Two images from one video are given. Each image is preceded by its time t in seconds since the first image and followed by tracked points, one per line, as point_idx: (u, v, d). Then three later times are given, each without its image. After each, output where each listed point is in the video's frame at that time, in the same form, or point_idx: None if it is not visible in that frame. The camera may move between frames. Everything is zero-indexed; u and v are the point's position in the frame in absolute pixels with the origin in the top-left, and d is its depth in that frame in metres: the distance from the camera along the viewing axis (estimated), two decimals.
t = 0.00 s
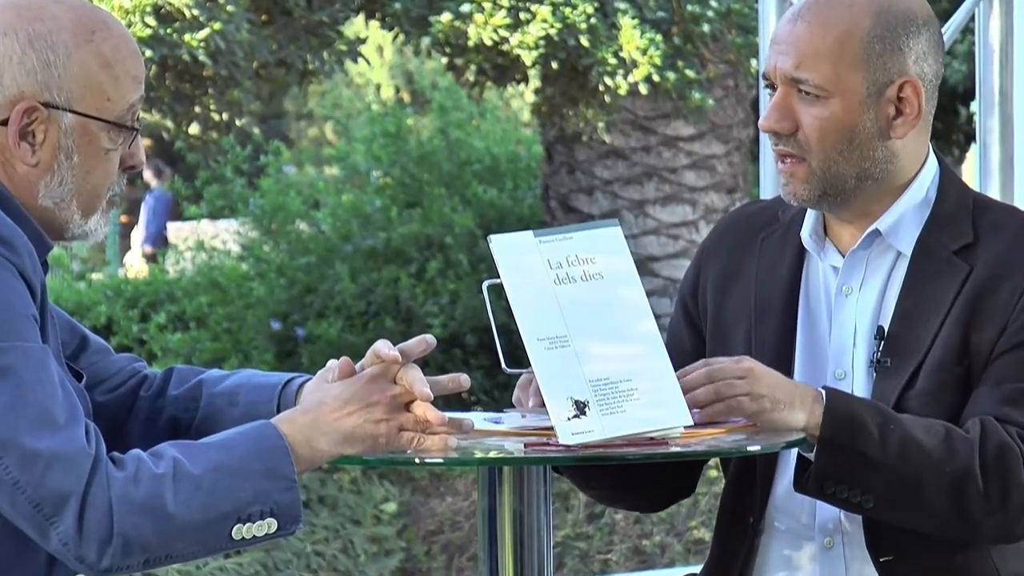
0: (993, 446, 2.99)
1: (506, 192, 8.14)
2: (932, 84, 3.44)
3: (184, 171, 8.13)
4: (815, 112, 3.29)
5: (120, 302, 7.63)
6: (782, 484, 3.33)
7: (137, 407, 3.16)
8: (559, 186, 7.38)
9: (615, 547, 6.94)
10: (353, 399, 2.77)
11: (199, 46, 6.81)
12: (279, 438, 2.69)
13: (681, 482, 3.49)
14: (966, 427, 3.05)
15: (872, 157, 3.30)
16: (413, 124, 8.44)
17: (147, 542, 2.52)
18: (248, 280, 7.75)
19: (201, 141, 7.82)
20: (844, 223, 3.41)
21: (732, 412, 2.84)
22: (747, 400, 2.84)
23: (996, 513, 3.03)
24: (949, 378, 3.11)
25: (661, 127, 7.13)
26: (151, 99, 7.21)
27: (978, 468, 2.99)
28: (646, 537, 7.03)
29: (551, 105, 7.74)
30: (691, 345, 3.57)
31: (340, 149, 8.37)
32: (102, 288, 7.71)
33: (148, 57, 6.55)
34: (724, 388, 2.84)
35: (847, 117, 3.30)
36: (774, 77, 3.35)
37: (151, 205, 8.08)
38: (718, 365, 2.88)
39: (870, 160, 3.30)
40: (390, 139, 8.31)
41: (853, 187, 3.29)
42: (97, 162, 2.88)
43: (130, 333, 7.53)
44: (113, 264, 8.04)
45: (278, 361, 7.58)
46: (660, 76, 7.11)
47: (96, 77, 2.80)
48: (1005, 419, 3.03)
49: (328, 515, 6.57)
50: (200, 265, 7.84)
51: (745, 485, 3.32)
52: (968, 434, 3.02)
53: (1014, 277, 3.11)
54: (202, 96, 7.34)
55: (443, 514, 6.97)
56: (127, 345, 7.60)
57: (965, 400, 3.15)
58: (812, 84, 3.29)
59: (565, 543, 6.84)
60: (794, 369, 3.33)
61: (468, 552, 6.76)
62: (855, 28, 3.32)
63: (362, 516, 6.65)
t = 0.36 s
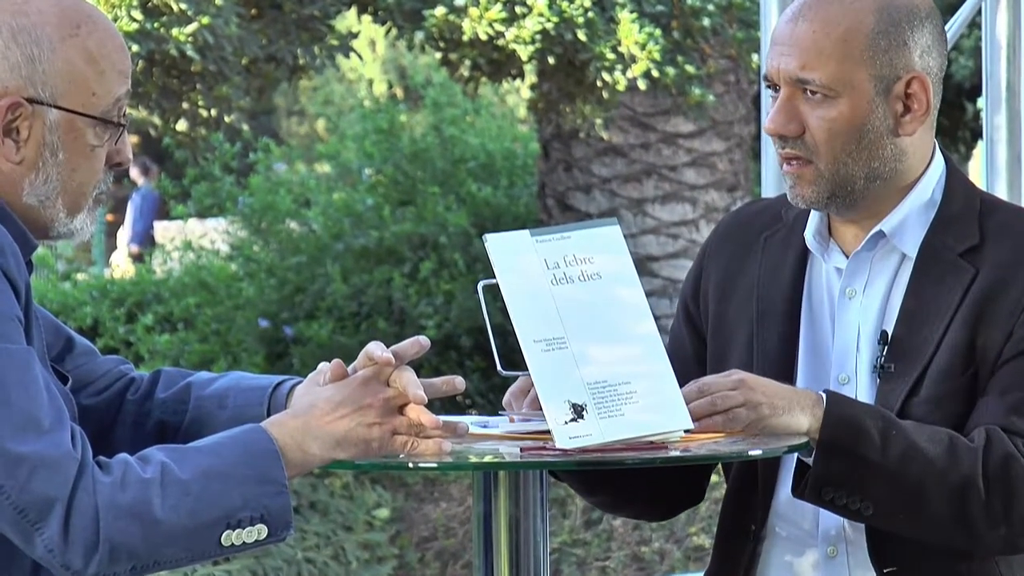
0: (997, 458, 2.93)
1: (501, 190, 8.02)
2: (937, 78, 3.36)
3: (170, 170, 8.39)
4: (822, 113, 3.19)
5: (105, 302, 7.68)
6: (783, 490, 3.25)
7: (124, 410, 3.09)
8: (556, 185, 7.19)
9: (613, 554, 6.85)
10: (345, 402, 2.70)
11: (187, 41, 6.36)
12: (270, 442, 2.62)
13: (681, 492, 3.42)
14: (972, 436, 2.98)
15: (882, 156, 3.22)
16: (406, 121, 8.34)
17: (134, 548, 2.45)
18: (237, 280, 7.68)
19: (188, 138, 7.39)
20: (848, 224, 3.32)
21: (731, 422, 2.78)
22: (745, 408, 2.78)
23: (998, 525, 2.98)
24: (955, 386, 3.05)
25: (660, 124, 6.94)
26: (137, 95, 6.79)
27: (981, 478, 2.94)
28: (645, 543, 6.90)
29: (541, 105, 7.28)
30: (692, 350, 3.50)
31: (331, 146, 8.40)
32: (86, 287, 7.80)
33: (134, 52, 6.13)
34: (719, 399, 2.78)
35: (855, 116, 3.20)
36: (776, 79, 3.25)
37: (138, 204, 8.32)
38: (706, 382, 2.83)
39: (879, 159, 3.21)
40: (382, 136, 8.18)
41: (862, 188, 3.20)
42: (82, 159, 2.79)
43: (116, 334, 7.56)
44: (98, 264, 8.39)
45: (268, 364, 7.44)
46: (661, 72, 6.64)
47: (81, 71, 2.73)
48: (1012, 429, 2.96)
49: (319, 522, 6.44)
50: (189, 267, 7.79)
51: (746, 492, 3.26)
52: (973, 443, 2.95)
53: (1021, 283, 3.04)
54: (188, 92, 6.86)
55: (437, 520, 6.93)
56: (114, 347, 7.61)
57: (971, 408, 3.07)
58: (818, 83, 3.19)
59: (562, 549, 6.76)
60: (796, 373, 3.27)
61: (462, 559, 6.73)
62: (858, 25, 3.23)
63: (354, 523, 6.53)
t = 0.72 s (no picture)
0: (1000, 461, 2.86)
1: (494, 187, 7.69)
2: (936, 72, 3.29)
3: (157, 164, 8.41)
4: (820, 111, 3.12)
5: (89, 303, 7.72)
6: (783, 496, 3.18)
7: (109, 413, 3.01)
8: (550, 183, 6.92)
9: (609, 561, 6.45)
10: (334, 405, 2.64)
11: (173, 36, 6.05)
12: (258, 445, 2.57)
13: (679, 503, 3.35)
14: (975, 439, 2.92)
15: (882, 153, 3.14)
16: (397, 118, 8.10)
17: (119, 554, 2.40)
18: (223, 280, 7.59)
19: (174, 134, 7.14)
20: (849, 223, 3.24)
21: (731, 426, 2.71)
22: (744, 411, 2.71)
23: (1002, 530, 2.91)
24: (958, 389, 2.98)
25: (657, 120, 6.65)
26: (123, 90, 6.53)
27: (985, 482, 2.87)
28: (642, 549, 6.51)
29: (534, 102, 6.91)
30: (690, 353, 3.43)
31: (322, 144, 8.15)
32: (71, 289, 7.85)
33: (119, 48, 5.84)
34: (717, 402, 2.71)
35: (854, 113, 3.13)
36: (771, 78, 3.17)
37: (123, 204, 8.37)
38: (703, 386, 2.76)
39: (880, 156, 3.14)
40: (372, 133, 7.93)
41: (862, 186, 3.13)
42: (65, 155, 2.72)
43: (101, 335, 7.55)
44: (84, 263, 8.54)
45: (255, 366, 7.34)
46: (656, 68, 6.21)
47: (63, 64, 2.66)
48: (1015, 432, 2.90)
49: (307, 528, 6.33)
50: (175, 267, 7.77)
51: (745, 499, 3.19)
52: (976, 446, 2.89)
53: None
54: (175, 89, 6.61)
55: (429, 526, 6.61)
56: (99, 348, 7.63)
57: (975, 411, 3.00)
58: (815, 81, 3.11)
59: (557, 556, 6.43)
60: (796, 374, 3.19)
61: (454, 565, 6.34)
62: (854, 20, 3.15)
63: (343, 528, 6.38)
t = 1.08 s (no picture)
0: (1001, 464, 2.76)
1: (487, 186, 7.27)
2: (916, 71, 3.20)
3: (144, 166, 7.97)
4: (798, 118, 3.02)
5: (72, 302, 7.22)
6: (782, 502, 3.10)
7: (91, 416, 2.95)
8: (543, 181, 6.47)
9: (603, 568, 6.13)
10: (323, 409, 2.60)
11: (158, 30, 5.33)
12: (245, 449, 2.50)
13: (671, 517, 3.28)
14: (974, 442, 2.82)
15: (864, 158, 3.05)
16: (386, 113, 7.60)
17: (103, 561, 2.34)
18: (210, 280, 7.06)
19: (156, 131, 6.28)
20: (838, 227, 3.17)
21: (729, 428, 2.65)
22: (740, 413, 2.65)
23: (1003, 533, 2.81)
24: (956, 392, 2.89)
25: (654, 116, 6.22)
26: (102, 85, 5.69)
27: (986, 485, 2.77)
28: (638, 556, 6.16)
29: (527, 98, 6.32)
30: (679, 361, 3.36)
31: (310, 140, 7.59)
32: (53, 289, 7.31)
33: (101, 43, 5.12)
34: (712, 403, 2.66)
35: (833, 118, 3.03)
36: (746, 86, 3.06)
37: (106, 199, 8.02)
38: (699, 388, 2.71)
39: (862, 161, 3.05)
40: (362, 129, 7.41)
41: (844, 192, 3.05)
42: (47, 151, 2.66)
43: (86, 334, 7.05)
44: (65, 263, 8.12)
45: (241, 367, 6.83)
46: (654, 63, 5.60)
47: (45, 60, 2.58)
48: (1015, 435, 2.81)
49: (295, 533, 6.00)
50: (158, 266, 7.23)
51: (742, 508, 3.12)
52: (976, 448, 2.79)
53: None
54: (160, 84, 5.73)
55: (420, 531, 6.25)
56: (81, 350, 7.14)
57: (972, 414, 2.92)
58: (791, 87, 3.01)
59: (550, 563, 6.08)
60: (792, 378, 3.12)
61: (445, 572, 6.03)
62: (828, 23, 3.06)
63: (332, 535, 6.05)
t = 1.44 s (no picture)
0: (1005, 468, 2.70)
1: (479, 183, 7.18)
2: (918, 71, 3.13)
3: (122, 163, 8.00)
4: (795, 117, 2.95)
5: (54, 303, 7.01)
6: (782, 509, 3.04)
7: (73, 419, 2.89)
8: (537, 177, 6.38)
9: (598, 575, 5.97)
10: (311, 411, 2.52)
11: (142, 23, 5.24)
12: (230, 452, 2.44)
13: (665, 523, 3.22)
14: (977, 445, 2.76)
15: (863, 160, 2.99)
16: (376, 109, 7.48)
17: (85, 567, 2.28)
18: (195, 280, 6.94)
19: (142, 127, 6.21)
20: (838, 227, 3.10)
21: (725, 431, 2.58)
22: (738, 414, 2.58)
23: (1007, 538, 2.75)
24: (959, 395, 2.83)
25: (649, 112, 6.14)
26: (85, 80, 5.59)
27: (989, 489, 2.71)
28: (633, 563, 6.00)
29: (520, 93, 6.14)
30: (676, 364, 3.30)
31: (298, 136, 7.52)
32: (34, 289, 7.08)
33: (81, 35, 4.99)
34: (709, 406, 2.58)
35: (831, 118, 2.97)
36: (742, 84, 2.99)
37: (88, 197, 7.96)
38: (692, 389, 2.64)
39: (861, 162, 2.98)
40: (351, 124, 7.28)
41: (842, 194, 2.98)
42: (26, 147, 2.58)
43: (68, 335, 6.89)
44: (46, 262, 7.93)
45: (227, 369, 6.76)
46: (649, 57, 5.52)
47: (25, 53, 2.51)
48: (1019, 439, 2.74)
49: (283, 539, 5.83)
50: (142, 265, 7.10)
51: (742, 512, 3.06)
52: (978, 451, 2.72)
53: None
54: (143, 79, 5.58)
55: (410, 538, 6.09)
56: (64, 351, 6.95)
57: (976, 417, 2.86)
58: (789, 86, 2.95)
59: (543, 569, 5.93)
60: (792, 381, 3.05)
61: None
62: (827, 21, 2.99)
63: (320, 540, 5.86)
